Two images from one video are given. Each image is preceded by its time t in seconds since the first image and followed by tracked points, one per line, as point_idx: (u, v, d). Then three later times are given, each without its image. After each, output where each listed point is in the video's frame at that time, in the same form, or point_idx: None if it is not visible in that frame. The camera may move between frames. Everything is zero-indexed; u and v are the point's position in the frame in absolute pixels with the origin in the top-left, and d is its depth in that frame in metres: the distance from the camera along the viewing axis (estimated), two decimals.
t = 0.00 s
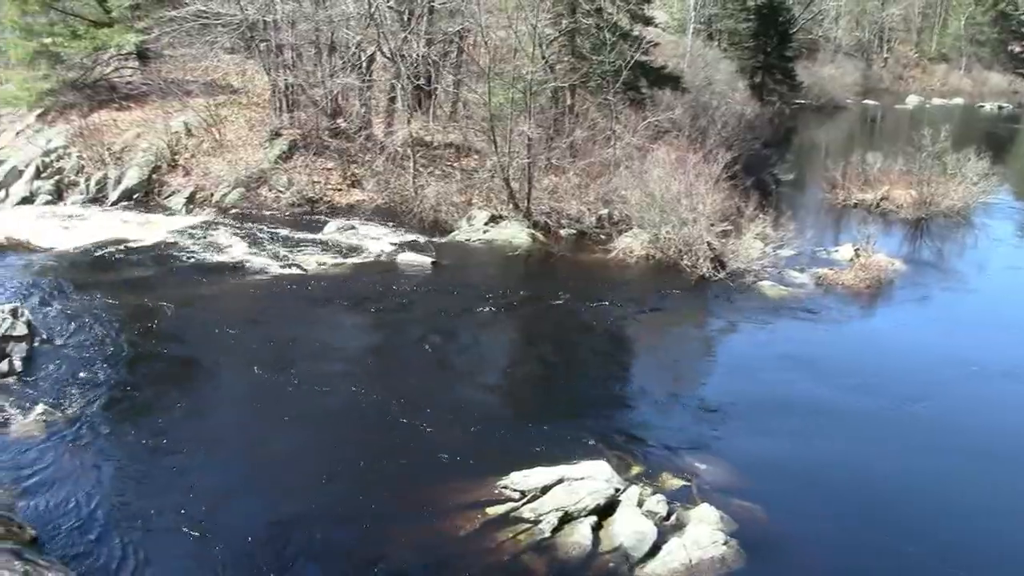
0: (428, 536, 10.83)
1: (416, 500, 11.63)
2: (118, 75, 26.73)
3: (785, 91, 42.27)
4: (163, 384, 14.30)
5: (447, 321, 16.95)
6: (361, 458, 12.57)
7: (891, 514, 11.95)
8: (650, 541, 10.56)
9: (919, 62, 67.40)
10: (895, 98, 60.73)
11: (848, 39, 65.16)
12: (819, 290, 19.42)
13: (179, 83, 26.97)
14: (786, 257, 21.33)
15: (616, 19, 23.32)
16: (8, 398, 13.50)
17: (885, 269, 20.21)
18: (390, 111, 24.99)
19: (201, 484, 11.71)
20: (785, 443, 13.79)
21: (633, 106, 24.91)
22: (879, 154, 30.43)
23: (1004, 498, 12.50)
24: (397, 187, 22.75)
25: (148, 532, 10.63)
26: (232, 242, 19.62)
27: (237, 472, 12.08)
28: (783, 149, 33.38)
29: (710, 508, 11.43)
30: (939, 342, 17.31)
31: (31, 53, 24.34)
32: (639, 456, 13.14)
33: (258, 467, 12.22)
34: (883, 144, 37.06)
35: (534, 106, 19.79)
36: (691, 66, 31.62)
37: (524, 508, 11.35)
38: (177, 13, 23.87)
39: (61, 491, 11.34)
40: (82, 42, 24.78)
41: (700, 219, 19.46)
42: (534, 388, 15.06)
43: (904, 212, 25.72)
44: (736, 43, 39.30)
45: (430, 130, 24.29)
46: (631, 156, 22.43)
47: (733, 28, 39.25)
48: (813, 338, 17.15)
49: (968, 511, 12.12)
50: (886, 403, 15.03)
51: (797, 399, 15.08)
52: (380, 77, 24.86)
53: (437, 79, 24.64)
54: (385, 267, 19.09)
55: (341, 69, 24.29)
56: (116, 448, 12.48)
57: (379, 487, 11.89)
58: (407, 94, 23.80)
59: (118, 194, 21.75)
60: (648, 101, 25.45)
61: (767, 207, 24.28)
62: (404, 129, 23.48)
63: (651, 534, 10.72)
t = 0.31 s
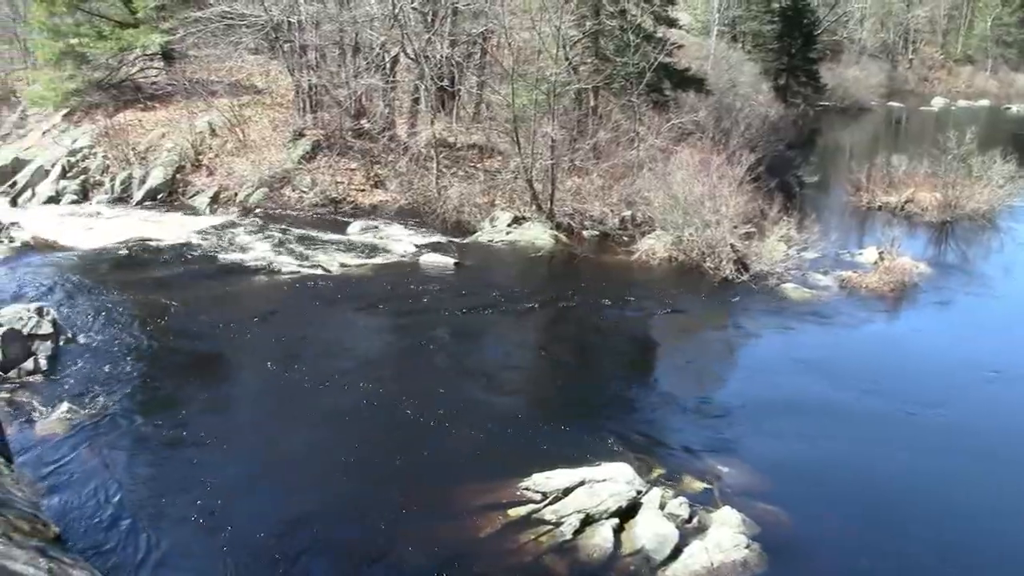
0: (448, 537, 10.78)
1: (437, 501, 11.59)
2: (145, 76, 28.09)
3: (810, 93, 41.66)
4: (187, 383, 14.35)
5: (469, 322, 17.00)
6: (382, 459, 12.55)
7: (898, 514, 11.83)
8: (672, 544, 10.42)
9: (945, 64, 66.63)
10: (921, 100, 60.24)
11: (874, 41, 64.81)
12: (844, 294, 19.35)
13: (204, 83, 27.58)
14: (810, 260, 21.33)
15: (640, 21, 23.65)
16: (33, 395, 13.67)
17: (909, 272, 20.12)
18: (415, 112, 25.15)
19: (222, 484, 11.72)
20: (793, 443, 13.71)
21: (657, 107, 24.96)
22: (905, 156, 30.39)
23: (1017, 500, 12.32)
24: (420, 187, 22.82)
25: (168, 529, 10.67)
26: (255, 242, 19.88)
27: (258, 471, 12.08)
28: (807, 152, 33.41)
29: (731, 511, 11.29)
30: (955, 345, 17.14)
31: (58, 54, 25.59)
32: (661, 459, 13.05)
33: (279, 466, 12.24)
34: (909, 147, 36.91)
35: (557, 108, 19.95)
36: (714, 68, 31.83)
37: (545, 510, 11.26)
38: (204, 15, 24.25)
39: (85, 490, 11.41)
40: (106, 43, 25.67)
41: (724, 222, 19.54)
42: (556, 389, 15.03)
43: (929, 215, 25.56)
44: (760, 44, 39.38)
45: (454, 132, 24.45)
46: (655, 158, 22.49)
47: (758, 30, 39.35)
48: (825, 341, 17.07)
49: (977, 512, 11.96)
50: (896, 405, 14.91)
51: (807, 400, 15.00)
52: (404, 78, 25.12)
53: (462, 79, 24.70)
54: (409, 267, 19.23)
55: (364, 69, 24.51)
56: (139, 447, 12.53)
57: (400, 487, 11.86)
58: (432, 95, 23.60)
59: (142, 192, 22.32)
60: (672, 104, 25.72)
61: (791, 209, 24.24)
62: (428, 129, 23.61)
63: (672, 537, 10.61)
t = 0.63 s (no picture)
0: (472, 541, 10.71)
1: (462, 505, 11.54)
2: (172, 77, 28.63)
3: (837, 95, 41.64)
4: (215, 385, 14.39)
5: (494, 325, 17.00)
6: (407, 462, 12.53)
7: (909, 517, 11.75)
8: (697, 547, 10.27)
9: (974, 66, 65.50)
10: (950, 103, 59.67)
11: (901, 43, 64.37)
12: (870, 297, 19.30)
13: (231, 84, 27.81)
14: (836, 262, 21.35)
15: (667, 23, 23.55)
16: (62, 395, 13.78)
17: (937, 275, 20.03)
18: (441, 113, 25.20)
19: (247, 486, 11.73)
20: (806, 445, 13.67)
21: (683, 109, 25.15)
22: (934, 159, 30.32)
23: None
24: (446, 188, 22.93)
25: (192, 532, 10.67)
26: (281, 242, 20.22)
27: (280, 473, 12.10)
28: (834, 154, 33.45)
29: (757, 514, 11.16)
30: (974, 350, 17.01)
31: (87, 55, 26.00)
32: (688, 462, 12.98)
33: (303, 469, 12.24)
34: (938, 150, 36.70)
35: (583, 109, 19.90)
36: (740, 70, 31.93)
37: (571, 512, 11.18)
38: (232, 16, 24.46)
39: (112, 490, 11.46)
40: (135, 45, 26.05)
41: (750, 224, 19.53)
42: (580, 392, 15.00)
43: (957, 217, 25.52)
44: (788, 46, 39.10)
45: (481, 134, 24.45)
46: (682, 159, 22.53)
47: (784, 32, 39.23)
48: (840, 344, 17.01)
49: (991, 517, 11.85)
50: (912, 409, 14.83)
51: (822, 403, 14.94)
52: (431, 80, 25.19)
53: (488, 81, 24.87)
54: (435, 269, 19.32)
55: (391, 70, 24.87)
56: (166, 448, 12.57)
57: (425, 491, 11.82)
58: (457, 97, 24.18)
59: (169, 194, 22.96)
60: (698, 105, 25.88)
61: (818, 211, 24.19)
62: (453, 132, 23.76)
63: (698, 539, 10.45)
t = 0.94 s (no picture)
0: (493, 541, 10.69)
1: (483, 505, 11.52)
2: (195, 78, 28.88)
3: (860, 96, 41.62)
4: (239, 387, 14.40)
5: (515, 326, 17.03)
6: (428, 462, 12.53)
7: (914, 518, 11.71)
8: (720, 550, 10.22)
9: (1000, 67, 63.67)
10: (974, 104, 59.22)
11: (925, 43, 63.94)
12: (893, 299, 19.28)
13: (254, 86, 27.94)
14: (859, 264, 21.33)
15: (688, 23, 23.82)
16: (85, 394, 13.88)
17: (961, 277, 19.97)
18: (463, 114, 25.28)
19: (269, 487, 11.71)
20: (816, 445, 13.68)
21: (705, 110, 25.25)
22: (958, 160, 30.26)
23: None
24: (469, 189, 23.19)
25: (215, 531, 10.71)
26: (302, 244, 20.28)
27: (301, 473, 12.14)
28: (857, 154, 33.43)
29: (779, 516, 11.10)
30: (989, 353, 16.91)
31: (111, 57, 26.13)
32: (710, 463, 12.95)
33: (324, 468, 12.27)
34: (962, 150, 36.54)
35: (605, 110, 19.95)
36: (763, 71, 31.89)
37: (593, 514, 11.14)
38: (255, 17, 24.61)
39: (135, 489, 11.52)
40: (159, 46, 26.17)
41: (773, 225, 19.54)
42: (602, 394, 14.99)
43: (981, 219, 25.43)
44: (811, 47, 39.00)
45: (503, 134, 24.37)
46: (704, 161, 22.62)
47: (808, 33, 39.01)
48: (853, 345, 16.99)
49: (999, 519, 11.78)
50: (924, 411, 14.78)
51: (834, 404, 14.94)
52: (454, 81, 25.27)
53: (509, 82, 24.67)
54: (457, 270, 19.38)
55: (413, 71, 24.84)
56: (189, 450, 12.55)
57: (446, 491, 11.82)
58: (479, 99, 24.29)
59: (192, 195, 23.17)
60: (720, 106, 25.97)
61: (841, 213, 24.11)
62: (475, 133, 23.75)
63: (720, 542, 10.40)
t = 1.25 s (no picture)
0: (512, 543, 10.68)
1: (502, 506, 11.53)
2: (216, 79, 29.02)
3: (881, 97, 41.67)
4: (261, 387, 14.47)
5: (534, 328, 17.03)
6: (447, 463, 12.54)
7: (917, 518, 11.69)
8: (740, 552, 10.17)
9: None
10: (997, 106, 58.82)
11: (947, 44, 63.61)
12: (915, 301, 19.26)
13: (276, 87, 28.07)
14: (881, 266, 21.33)
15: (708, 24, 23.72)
16: (108, 393, 13.97)
17: (983, 279, 19.91)
18: (483, 116, 25.46)
19: (290, 488, 11.73)
20: (824, 444, 13.70)
21: (726, 111, 25.33)
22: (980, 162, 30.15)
23: None
24: (489, 191, 23.23)
25: (236, 531, 10.74)
26: (323, 245, 20.36)
27: (321, 473, 12.16)
28: (877, 156, 33.38)
29: (799, 519, 11.06)
30: (998, 355, 16.83)
31: (133, 58, 26.29)
32: (730, 464, 12.92)
33: (343, 469, 12.29)
34: (986, 152, 36.40)
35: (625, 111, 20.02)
36: (784, 72, 31.85)
37: (613, 515, 11.12)
38: (276, 18, 24.77)
39: (156, 488, 11.58)
40: (180, 48, 26.23)
41: (794, 228, 19.53)
42: (621, 395, 14.99)
43: (1003, 221, 25.33)
44: (832, 48, 39.02)
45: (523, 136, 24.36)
46: (724, 162, 22.70)
47: (829, 34, 38.87)
48: (864, 346, 16.98)
49: (1003, 519, 11.77)
50: (933, 411, 14.76)
51: (843, 404, 14.95)
52: (474, 82, 25.33)
53: (530, 83, 24.79)
54: (476, 271, 19.43)
55: (434, 73, 24.96)
56: (210, 449, 12.60)
57: (465, 492, 11.83)
58: (499, 98, 24.69)
59: (213, 195, 23.27)
60: (741, 107, 25.98)
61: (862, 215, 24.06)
62: (496, 135, 23.79)
63: (741, 545, 10.36)
